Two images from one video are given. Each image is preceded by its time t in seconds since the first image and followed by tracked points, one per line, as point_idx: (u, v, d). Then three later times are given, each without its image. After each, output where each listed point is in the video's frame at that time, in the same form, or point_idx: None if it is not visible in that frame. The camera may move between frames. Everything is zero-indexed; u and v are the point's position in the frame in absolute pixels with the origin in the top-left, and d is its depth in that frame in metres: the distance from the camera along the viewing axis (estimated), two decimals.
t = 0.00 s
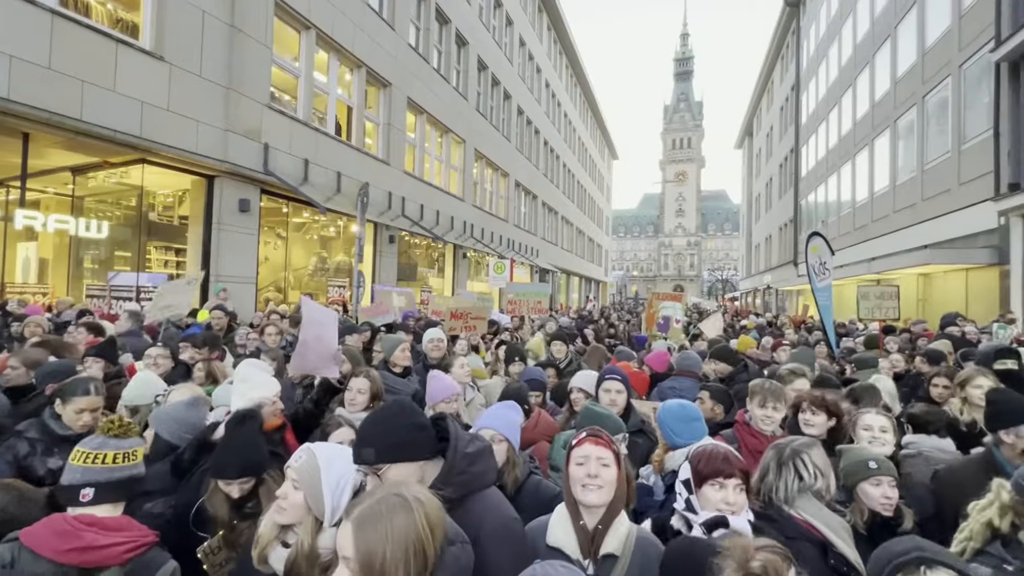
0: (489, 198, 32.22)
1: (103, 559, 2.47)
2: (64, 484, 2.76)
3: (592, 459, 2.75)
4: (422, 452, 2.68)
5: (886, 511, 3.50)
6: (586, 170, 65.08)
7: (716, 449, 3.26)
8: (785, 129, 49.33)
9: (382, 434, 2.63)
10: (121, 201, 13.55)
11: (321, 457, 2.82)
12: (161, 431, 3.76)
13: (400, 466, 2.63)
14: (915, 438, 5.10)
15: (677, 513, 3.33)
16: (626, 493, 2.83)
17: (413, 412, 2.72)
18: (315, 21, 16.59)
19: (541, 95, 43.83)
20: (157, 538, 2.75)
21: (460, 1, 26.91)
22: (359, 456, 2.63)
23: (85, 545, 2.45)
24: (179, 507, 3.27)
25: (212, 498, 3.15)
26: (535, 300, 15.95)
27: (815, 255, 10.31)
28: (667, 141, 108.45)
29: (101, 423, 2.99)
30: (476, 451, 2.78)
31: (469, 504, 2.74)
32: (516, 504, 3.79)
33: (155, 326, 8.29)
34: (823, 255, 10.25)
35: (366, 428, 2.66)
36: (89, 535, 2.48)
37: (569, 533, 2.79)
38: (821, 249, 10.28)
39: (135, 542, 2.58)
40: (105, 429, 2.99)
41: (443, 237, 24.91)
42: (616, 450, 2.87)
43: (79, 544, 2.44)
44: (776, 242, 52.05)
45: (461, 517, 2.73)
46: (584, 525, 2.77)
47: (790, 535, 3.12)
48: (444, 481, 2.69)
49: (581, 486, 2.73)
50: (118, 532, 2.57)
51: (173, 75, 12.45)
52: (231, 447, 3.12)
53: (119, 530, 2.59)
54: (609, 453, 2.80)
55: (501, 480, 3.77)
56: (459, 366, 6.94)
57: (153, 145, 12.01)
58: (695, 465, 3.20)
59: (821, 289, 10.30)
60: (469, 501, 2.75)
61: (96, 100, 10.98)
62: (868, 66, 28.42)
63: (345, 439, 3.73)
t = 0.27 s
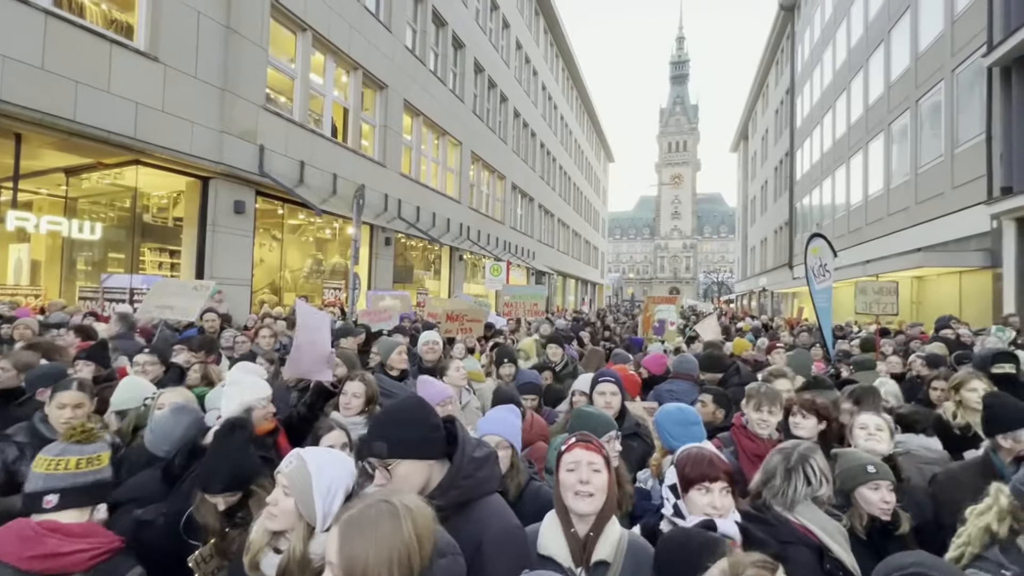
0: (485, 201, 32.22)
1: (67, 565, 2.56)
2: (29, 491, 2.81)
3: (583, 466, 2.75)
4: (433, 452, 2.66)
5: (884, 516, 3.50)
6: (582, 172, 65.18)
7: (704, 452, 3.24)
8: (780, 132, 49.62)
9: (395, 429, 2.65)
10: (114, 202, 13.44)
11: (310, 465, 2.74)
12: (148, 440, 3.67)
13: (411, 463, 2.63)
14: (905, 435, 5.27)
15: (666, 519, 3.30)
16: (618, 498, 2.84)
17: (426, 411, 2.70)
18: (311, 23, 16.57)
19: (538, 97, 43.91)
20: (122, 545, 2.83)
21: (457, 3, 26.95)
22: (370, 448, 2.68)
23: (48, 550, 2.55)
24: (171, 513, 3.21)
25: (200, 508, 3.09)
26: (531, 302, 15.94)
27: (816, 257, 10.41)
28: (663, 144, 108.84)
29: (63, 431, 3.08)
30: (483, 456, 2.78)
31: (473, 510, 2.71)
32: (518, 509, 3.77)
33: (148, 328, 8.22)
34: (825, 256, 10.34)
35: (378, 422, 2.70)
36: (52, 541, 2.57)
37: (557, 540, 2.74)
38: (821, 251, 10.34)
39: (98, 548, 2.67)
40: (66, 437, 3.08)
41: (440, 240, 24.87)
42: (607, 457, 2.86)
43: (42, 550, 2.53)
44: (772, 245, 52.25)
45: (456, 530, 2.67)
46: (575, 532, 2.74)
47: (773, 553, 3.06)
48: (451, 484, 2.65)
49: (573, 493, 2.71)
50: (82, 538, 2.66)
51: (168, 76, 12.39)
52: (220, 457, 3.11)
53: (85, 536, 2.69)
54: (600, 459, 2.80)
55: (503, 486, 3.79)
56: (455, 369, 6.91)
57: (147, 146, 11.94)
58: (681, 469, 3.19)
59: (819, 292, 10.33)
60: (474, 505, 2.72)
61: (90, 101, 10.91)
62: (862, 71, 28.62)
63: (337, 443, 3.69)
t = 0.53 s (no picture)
0: (484, 200, 32.18)
1: (42, 556, 2.78)
2: (17, 484, 3.00)
3: (581, 472, 2.71)
4: (439, 451, 2.63)
5: (886, 519, 3.51)
6: (581, 172, 65.20)
7: (693, 455, 3.20)
8: (779, 132, 49.65)
9: (403, 425, 2.62)
10: (111, 202, 13.38)
11: (304, 466, 2.77)
12: (141, 448, 3.63)
13: (416, 461, 2.60)
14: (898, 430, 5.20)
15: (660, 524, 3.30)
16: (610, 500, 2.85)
17: (432, 410, 2.70)
18: (308, 22, 16.52)
19: (536, 97, 43.89)
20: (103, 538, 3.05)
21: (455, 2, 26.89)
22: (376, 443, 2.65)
23: (28, 541, 2.76)
24: (163, 519, 3.17)
25: (191, 514, 3.06)
26: (530, 302, 15.91)
27: (813, 256, 10.44)
28: (662, 144, 108.95)
29: (55, 426, 3.20)
30: (488, 458, 2.75)
31: (476, 513, 2.68)
32: (518, 511, 3.76)
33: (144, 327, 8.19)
34: (824, 256, 10.35)
35: (384, 418, 2.67)
36: (30, 535, 2.78)
37: (552, 548, 2.70)
38: (819, 250, 10.37)
39: (73, 544, 2.88)
40: (58, 431, 3.21)
41: (438, 239, 24.84)
42: (601, 461, 2.85)
43: (19, 543, 2.75)
44: (770, 245, 52.32)
45: (452, 536, 2.63)
46: (568, 537, 2.73)
47: (767, 556, 2.98)
48: (454, 485, 2.61)
49: (570, 503, 2.69)
50: (60, 533, 2.87)
51: (164, 75, 12.34)
52: (208, 463, 3.03)
53: (65, 530, 2.91)
54: (597, 464, 2.78)
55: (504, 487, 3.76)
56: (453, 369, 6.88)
57: (143, 145, 11.87)
58: (671, 473, 3.15)
59: (818, 291, 10.33)
60: (478, 509, 2.69)
61: (86, 99, 10.85)
62: (860, 71, 28.67)
63: (332, 443, 3.66)
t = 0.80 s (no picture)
0: (484, 201, 32.19)
1: (61, 548, 2.68)
2: (35, 474, 2.90)
3: (586, 471, 2.70)
4: (442, 451, 2.63)
5: (889, 521, 3.55)
6: (581, 172, 65.21)
7: (687, 460, 3.16)
8: (779, 132, 49.64)
9: (406, 426, 2.61)
10: (111, 202, 13.36)
11: (303, 466, 2.77)
12: (143, 443, 3.61)
13: (419, 461, 2.60)
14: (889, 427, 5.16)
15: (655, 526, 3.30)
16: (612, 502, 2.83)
17: (437, 411, 2.70)
18: (309, 22, 16.53)
19: (536, 97, 43.91)
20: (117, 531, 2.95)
21: (455, 2, 26.90)
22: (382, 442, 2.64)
23: (49, 533, 2.67)
24: (164, 520, 3.17)
25: (192, 518, 3.05)
26: (529, 302, 15.90)
27: (812, 256, 10.42)
28: (662, 144, 108.95)
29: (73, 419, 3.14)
30: (490, 460, 2.74)
31: (478, 516, 2.67)
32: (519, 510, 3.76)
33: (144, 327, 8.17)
34: (824, 256, 10.34)
35: (388, 419, 2.65)
36: (51, 522, 2.69)
37: (557, 550, 2.67)
38: (820, 250, 10.36)
39: (94, 533, 2.79)
40: (76, 424, 3.13)
41: (438, 239, 24.86)
42: (603, 462, 2.84)
43: (41, 530, 2.66)
44: (770, 245, 52.31)
45: (451, 539, 2.63)
46: (572, 538, 2.70)
47: (763, 553, 2.99)
48: (457, 488, 2.61)
49: (575, 501, 2.66)
50: (80, 522, 2.79)
51: (164, 75, 12.34)
52: (208, 466, 3.03)
53: (85, 521, 2.81)
54: (600, 463, 2.77)
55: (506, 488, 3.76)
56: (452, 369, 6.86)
57: (142, 146, 11.87)
58: (665, 481, 3.11)
59: (818, 291, 10.33)
60: (480, 509, 2.69)
61: (86, 99, 10.85)
62: (860, 71, 28.67)
63: (332, 444, 3.65)
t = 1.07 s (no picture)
0: (487, 201, 32.20)
1: (70, 538, 2.71)
2: (43, 469, 2.96)
3: (592, 470, 2.71)
4: (441, 458, 2.63)
5: (920, 531, 3.51)
6: (584, 172, 65.09)
7: (688, 458, 3.17)
8: (783, 132, 49.45)
9: (400, 437, 2.62)
10: (116, 203, 13.42)
11: (304, 463, 2.76)
12: (151, 442, 3.68)
13: (414, 472, 2.61)
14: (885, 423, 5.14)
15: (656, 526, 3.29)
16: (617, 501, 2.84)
17: (434, 417, 2.69)
18: (312, 23, 16.57)
19: (539, 97, 43.90)
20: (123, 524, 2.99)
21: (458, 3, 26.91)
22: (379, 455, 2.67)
23: (58, 524, 2.70)
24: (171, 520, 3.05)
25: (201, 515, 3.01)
26: (532, 302, 15.89)
27: (820, 256, 10.37)
28: (665, 144, 108.69)
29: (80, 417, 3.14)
30: (495, 461, 2.75)
31: (483, 516, 2.69)
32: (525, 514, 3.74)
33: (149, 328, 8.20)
34: (830, 255, 10.28)
35: (383, 430, 2.67)
36: (61, 514, 2.74)
37: (559, 544, 2.64)
38: (827, 250, 10.29)
39: (101, 525, 2.83)
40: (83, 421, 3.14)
41: (441, 240, 24.90)
42: (611, 463, 2.85)
43: (51, 521, 2.70)
44: (774, 245, 52.10)
45: (462, 539, 2.66)
46: (576, 534, 2.69)
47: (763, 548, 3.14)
48: (461, 488, 2.63)
49: (581, 499, 2.66)
50: (88, 514, 2.83)
51: (170, 76, 12.41)
52: (217, 464, 3.07)
53: (94, 514, 2.85)
54: (607, 464, 2.79)
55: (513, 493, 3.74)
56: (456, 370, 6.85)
57: (147, 146, 11.92)
58: (666, 479, 3.12)
59: (823, 291, 10.29)
60: (485, 511, 2.71)
61: (92, 101, 10.92)
62: (865, 69, 28.51)
63: (338, 446, 3.64)
